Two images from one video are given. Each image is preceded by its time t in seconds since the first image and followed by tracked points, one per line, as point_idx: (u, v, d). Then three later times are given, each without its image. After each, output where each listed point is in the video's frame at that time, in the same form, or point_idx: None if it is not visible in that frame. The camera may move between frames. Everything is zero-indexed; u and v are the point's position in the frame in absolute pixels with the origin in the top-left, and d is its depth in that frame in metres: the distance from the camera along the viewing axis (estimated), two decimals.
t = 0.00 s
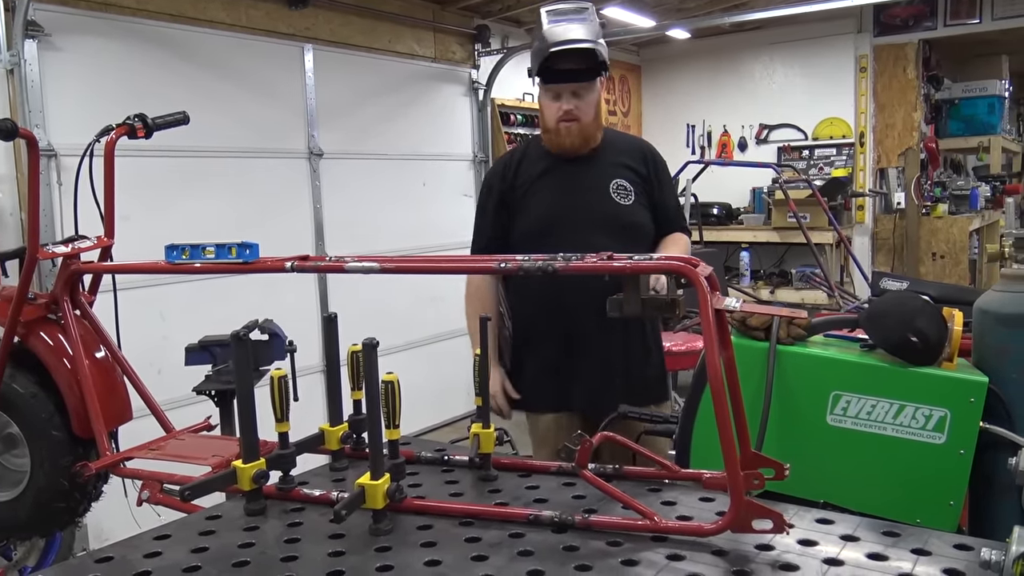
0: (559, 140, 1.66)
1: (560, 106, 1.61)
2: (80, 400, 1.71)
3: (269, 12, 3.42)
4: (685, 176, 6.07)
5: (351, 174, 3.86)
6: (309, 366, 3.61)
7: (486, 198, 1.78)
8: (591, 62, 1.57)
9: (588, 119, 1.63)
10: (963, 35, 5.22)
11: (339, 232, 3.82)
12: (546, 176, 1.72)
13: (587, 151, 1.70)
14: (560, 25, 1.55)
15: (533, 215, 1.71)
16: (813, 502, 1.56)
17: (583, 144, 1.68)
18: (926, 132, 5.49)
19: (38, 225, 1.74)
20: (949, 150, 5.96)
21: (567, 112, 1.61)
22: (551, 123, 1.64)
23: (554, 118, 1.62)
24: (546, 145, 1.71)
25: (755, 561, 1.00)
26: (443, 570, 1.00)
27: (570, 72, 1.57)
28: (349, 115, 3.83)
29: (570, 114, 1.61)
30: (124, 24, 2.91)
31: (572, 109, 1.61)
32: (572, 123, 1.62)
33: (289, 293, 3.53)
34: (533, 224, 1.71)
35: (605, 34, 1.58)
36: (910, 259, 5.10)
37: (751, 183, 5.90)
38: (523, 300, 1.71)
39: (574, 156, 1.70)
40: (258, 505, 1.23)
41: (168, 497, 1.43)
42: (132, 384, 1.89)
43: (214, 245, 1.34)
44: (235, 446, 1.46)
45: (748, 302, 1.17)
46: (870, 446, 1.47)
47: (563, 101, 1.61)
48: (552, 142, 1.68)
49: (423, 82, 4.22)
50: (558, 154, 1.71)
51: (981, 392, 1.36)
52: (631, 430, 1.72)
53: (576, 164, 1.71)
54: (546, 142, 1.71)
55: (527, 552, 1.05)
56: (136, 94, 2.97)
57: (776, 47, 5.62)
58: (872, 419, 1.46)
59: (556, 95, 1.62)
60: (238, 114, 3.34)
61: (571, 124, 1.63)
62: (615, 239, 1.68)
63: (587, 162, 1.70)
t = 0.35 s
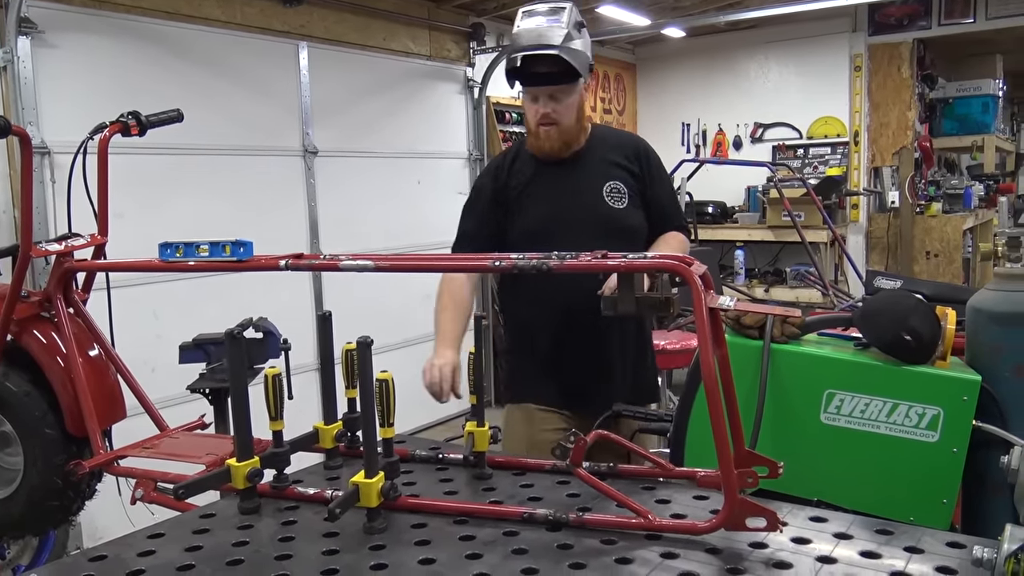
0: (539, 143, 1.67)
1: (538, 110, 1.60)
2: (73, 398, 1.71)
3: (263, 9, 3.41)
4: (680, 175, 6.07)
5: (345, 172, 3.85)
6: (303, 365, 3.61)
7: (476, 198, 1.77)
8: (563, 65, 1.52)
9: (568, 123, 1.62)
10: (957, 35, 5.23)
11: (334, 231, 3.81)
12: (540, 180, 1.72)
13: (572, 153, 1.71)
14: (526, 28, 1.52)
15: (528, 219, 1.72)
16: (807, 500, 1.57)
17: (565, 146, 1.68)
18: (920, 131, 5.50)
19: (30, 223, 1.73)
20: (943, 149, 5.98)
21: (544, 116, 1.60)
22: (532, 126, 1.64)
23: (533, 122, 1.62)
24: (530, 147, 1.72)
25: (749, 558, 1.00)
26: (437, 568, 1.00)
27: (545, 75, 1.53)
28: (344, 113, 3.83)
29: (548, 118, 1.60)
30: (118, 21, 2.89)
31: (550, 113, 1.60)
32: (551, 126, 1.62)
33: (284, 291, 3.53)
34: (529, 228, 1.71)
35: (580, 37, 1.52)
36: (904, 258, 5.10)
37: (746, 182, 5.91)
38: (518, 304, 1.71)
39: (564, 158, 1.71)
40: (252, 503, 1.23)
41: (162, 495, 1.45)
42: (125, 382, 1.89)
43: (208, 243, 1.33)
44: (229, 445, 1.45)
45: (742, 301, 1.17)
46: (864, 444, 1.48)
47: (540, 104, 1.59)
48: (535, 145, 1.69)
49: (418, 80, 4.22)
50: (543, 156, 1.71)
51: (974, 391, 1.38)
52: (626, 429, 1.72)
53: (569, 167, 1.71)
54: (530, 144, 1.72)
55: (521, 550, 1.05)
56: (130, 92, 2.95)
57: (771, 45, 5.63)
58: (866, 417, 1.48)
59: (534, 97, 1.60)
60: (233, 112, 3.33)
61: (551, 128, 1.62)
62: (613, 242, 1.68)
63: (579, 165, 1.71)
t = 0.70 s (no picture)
0: (479, 158, 1.54)
1: (478, 126, 1.42)
2: (74, 395, 1.70)
3: (264, 6, 3.40)
4: (681, 174, 6.08)
5: (346, 170, 3.85)
6: (303, 362, 3.61)
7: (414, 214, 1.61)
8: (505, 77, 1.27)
9: (508, 139, 1.48)
10: (958, 35, 5.24)
11: (334, 228, 3.81)
12: (494, 203, 1.62)
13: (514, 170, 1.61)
14: (460, 39, 1.26)
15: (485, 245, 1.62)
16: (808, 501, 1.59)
17: (506, 162, 1.56)
18: (921, 131, 5.50)
19: (31, 219, 1.73)
20: (942, 150, 5.97)
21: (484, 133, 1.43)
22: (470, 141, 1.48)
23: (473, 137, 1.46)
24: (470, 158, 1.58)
25: (750, 559, 1.00)
26: (438, 567, 1.00)
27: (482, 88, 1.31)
28: (344, 111, 3.82)
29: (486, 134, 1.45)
30: (118, 17, 2.89)
31: (489, 128, 1.43)
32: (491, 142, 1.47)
33: (284, 289, 3.53)
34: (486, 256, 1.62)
35: (521, 44, 1.28)
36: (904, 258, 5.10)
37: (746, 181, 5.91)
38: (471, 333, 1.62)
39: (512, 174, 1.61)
40: (252, 501, 1.23)
41: (162, 492, 1.45)
42: (126, 378, 1.89)
43: (209, 240, 1.33)
44: (229, 442, 1.45)
45: (744, 301, 1.17)
46: (864, 444, 1.49)
47: (478, 120, 1.41)
48: (473, 159, 1.55)
49: (418, 78, 4.21)
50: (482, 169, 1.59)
51: (975, 392, 1.38)
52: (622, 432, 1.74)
53: (524, 186, 1.63)
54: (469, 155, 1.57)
55: (522, 550, 1.05)
56: (130, 89, 2.95)
57: (771, 45, 5.63)
58: (866, 417, 1.48)
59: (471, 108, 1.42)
60: (233, 109, 3.32)
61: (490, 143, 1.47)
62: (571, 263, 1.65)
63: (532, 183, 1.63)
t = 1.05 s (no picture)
0: (480, 146, 1.52)
1: (482, 103, 1.45)
2: (88, 396, 1.68)
3: (272, 8, 3.39)
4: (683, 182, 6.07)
5: (351, 173, 3.83)
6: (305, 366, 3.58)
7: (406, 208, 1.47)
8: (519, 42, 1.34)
9: (512, 119, 1.51)
10: (960, 48, 5.26)
11: (339, 232, 3.79)
12: (494, 199, 1.60)
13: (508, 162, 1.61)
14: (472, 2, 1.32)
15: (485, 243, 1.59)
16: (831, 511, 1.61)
17: (506, 150, 1.55)
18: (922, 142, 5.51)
19: (49, 219, 1.72)
20: (942, 161, 5.98)
21: (488, 111, 1.46)
22: (472, 125, 1.49)
23: (476, 118, 1.48)
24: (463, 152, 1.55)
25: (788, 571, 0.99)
26: None
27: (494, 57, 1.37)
28: (350, 114, 3.81)
29: (490, 113, 1.47)
30: (126, 17, 2.87)
31: (495, 105, 1.46)
32: (495, 123, 1.49)
33: (289, 292, 3.51)
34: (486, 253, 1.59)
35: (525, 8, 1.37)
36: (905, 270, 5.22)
37: (747, 190, 5.91)
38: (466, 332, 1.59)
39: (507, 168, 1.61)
40: (275, 508, 1.21)
41: (179, 498, 1.43)
42: (139, 380, 1.88)
43: (231, 241, 1.31)
44: (248, 447, 1.43)
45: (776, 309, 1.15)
46: (887, 457, 1.52)
47: (482, 96, 1.45)
48: (473, 149, 1.53)
49: (424, 82, 4.20)
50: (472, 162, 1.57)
51: (1000, 404, 1.39)
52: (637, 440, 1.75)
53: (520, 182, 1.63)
54: (462, 148, 1.55)
55: (555, 560, 1.03)
56: (138, 89, 2.93)
57: (775, 54, 5.64)
58: (890, 428, 1.51)
59: (473, 87, 1.45)
60: (240, 111, 3.30)
61: (494, 124, 1.49)
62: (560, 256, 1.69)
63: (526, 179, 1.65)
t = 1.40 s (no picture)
0: (507, 135, 1.54)
1: (512, 97, 1.45)
2: (92, 399, 1.69)
3: (277, 12, 3.40)
4: (688, 186, 6.08)
5: (356, 176, 3.84)
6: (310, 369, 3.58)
7: (420, 198, 1.53)
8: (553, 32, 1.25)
9: (540, 112, 1.51)
10: (966, 52, 5.24)
11: (344, 236, 3.80)
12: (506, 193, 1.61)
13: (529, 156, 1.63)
14: None
15: (495, 235, 1.60)
16: (834, 516, 1.60)
17: (532, 141, 1.57)
18: (927, 146, 5.49)
19: (55, 223, 1.73)
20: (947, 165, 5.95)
21: (519, 104, 1.46)
22: (501, 117, 1.50)
23: (505, 111, 1.48)
24: (489, 143, 1.58)
25: None
26: None
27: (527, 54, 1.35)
28: (355, 118, 3.82)
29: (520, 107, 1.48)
30: (132, 21, 2.88)
31: (526, 98, 1.46)
32: (524, 115, 1.49)
33: (293, 295, 3.52)
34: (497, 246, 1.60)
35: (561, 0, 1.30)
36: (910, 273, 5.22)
37: (752, 194, 5.91)
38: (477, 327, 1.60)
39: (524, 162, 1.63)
40: (280, 511, 1.21)
41: (183, 501, 1.43)
42: (144, 382, 1.89)
43: (237, 245, 1.31)
44: (252, 451, 1.44)
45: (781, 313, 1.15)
46: (892, 461, 1.52)
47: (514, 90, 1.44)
48: (500, 139, 1.55)
49: (429, 86, 4.21)
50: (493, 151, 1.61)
51: (1006, 409, 1.39)
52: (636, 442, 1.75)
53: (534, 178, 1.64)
54: (490, 139, 1.57)
55: (559, 563, 1.03)
56: (144, 93, 2.94)
57: (780, 58, 5.64)
58: (894, 433, 1.51)
59: (505, 81, 1.44)
60: (245, 115, 3.31)
61: (523, 116, 1.49)
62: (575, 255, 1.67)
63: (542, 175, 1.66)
